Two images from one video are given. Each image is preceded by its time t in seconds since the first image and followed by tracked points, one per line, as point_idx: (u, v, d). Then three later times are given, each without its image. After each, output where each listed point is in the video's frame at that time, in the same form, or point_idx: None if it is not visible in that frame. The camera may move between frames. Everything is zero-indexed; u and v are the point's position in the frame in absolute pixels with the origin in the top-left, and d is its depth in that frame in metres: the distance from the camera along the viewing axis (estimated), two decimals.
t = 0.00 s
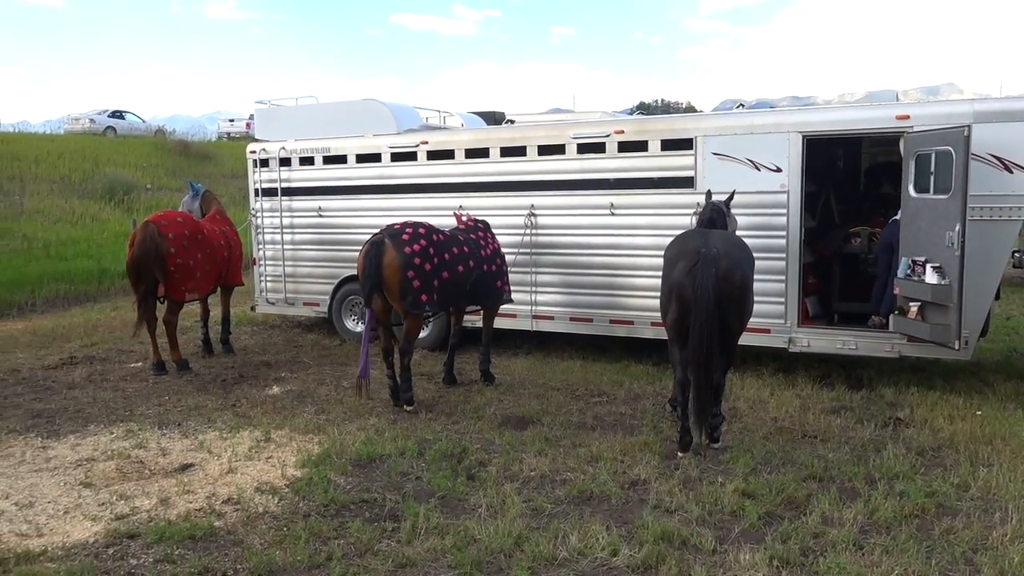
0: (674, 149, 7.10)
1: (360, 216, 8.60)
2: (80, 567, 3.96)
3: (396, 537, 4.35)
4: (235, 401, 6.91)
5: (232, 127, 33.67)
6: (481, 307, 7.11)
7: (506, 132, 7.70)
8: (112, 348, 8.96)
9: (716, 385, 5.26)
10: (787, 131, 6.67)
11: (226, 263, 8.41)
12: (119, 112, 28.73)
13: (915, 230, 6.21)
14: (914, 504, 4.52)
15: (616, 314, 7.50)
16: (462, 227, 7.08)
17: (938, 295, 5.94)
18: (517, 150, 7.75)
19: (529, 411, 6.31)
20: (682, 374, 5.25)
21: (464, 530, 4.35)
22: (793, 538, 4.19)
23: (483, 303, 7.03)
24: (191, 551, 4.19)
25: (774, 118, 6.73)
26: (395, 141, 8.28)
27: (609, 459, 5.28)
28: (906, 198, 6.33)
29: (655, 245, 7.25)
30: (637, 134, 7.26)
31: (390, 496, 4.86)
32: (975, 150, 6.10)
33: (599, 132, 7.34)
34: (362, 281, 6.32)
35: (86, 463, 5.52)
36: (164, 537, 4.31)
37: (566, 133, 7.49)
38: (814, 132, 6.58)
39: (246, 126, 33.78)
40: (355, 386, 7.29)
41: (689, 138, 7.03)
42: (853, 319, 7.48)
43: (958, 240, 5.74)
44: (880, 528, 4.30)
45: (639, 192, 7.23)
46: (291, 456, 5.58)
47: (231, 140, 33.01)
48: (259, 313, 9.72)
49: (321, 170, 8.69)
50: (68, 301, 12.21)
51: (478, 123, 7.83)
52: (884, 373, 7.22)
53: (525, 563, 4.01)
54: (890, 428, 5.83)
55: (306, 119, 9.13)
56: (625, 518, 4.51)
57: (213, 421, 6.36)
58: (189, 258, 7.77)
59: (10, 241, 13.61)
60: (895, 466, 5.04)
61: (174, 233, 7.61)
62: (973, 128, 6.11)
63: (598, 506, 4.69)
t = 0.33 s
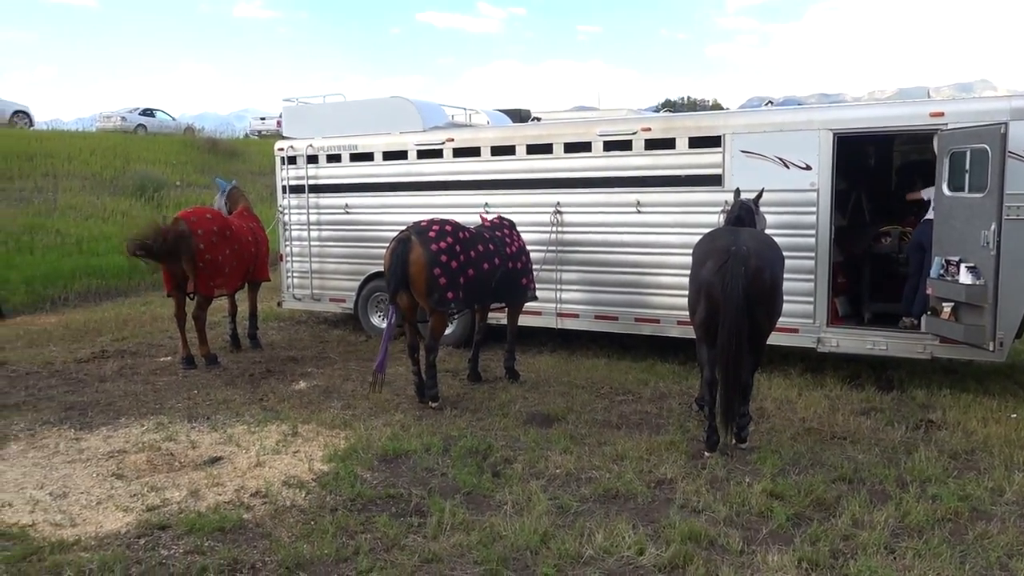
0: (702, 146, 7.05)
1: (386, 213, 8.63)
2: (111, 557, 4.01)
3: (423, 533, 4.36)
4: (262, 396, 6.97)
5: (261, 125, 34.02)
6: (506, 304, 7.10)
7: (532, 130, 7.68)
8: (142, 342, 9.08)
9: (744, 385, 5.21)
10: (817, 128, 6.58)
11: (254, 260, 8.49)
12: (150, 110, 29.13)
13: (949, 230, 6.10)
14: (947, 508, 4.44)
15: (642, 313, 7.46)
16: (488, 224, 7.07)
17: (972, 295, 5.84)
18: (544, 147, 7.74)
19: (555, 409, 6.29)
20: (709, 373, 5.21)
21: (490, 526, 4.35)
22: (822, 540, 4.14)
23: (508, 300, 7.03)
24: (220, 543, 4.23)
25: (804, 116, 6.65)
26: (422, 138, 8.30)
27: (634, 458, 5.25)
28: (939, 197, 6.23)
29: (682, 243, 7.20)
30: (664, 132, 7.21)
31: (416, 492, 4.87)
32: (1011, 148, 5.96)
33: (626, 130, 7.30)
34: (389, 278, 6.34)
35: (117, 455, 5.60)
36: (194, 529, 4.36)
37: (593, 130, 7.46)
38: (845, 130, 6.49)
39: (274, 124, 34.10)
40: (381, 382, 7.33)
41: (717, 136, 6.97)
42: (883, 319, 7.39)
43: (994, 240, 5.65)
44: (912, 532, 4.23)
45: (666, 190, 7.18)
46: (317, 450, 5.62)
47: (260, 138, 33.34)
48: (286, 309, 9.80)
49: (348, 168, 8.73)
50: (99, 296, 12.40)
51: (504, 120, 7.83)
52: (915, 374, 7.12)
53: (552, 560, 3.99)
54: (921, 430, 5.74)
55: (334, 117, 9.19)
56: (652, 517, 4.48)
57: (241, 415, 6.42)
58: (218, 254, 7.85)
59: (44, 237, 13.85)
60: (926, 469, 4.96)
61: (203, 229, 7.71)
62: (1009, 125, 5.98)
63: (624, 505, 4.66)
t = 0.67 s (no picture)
0: (731, 141, 6.99)
1: (413, 208, 8.67)
2: (143, 547, 4.07)
3: (450, 527, 4.38)
4: (290, 389, 7.04)
5: (289, 121, 34.30)
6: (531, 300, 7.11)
7: (559, 126, 7.67)
8: (172, 335, 9.20)
9: (773, 383, 5.17)
10: (849, 124, 6.50)
11: (280, 254, 8.56)
12: (180, 106, 29.48)
13: (983, 227, 5.99)
14: (981, 510, 4.38)
15: (668, 309, 7.42)
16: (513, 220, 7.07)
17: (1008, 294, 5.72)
18: (571, 143, 7.72)
19: (581, 405, 6.29)
20: (739, 371, 5.17)
21: (517, 522, 4.36)
22: (853, 539, 4.10)
23: (534, 296, 7.03)
24: (249, 535, 4.28)
25: (835, 111, 6.57)
26: (449, 133, 8.31)
27: (662, 455, 5.23)
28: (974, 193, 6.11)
29: (711, 239, 7.14)
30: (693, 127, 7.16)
31: (443, 486, 4.89)
32: None
33: (654, 125, 7.26)
34: (417, 273, 6.36)
35: (149, 446, 5.69)
36: (224, 521, 4.41)
37: (620, 126, 7.43)
38: (877, 125, 6.40)
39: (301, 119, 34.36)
40: (408, 377, 7.37)
41: (746, 131, 6.91)
42: (915, 317, 7.28)
43: None
44: (944, 533, 4.17)
45: (694, 186, 7.14)
46: (345, 444, 5.66)
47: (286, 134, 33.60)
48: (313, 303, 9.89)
49: (375, 163, 8.78)
50: (130, 289, 12.58)
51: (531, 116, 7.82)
52: (947, 373, 7.02)
53: (579, 556, 3.98)
54: (953, 430, 5.66)
55: (361, 112, 9.24)
56: (680, 514, 4.47)
57: (269, 409, 6.49)
58: (247, 248, 7.93)
59: (76, 230, 14.07)
60: (960, 469, 4.88)
61: (233, 223, 7.80)
62: None
63: (651, 502, 4.65)
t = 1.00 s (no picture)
0: (755, 139, 6.94)
1: (434, 205, 8.69)
2: (168, 541, 4.11)
3: (471, 525, 4.38)
4: (312, 386, 7.09)
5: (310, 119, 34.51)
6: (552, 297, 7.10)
7: (581, 124, 7.67)
8: (195, 331, 9.29)
9: (798, 382, 5.13)
10: (875, 120, 6.43)
11: (301, 251, 8.62)
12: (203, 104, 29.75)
13: (1013, 225, 5.86)
14: (1009, 512, 4.32)
15: (691, 308, 7.38)
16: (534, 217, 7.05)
17: None
18: (593, 140, 7.70)
19: (603, 403, 6.28)
20: (763, 370, 5.13)
21: (539, 520, 4.35)
22: (879, 541, 4.05)
23: (555, 293, 7.02)
24: (272, 531, 4.31)
25: (861, 108, 6.50)
26: (470, 131, 8.32)
27: (684, 454, 5.21)
28: (1002, 191, 5.98)
29: (734, 237, 7.09)
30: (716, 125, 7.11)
31: (465, 484, 4.90)
32: None
33: (677, 123, 7.23)
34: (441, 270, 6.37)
35: (173, 441, 5.75)
36: (247, 516, 4.44)
37: (643, 123, 7.41)
38: (904, 123, 6.32)
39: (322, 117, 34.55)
40: (429, 374, 7.39)
41: (770, 129, 6.86)
42: (940, 316, 7.18)
43: None
44: (972, 536, 4.11)
45: (717, 185, 7.10)
46: (367, 441, 5.69)
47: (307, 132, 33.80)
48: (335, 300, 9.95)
49: (397, 160, 8.83)
50: (154, 285, 12.72)
51: (553, 114, 7.83)
52: (974, 374, 6.93)
53: (601, 556, 3.97)
54: (981, 431, 5.59)
55: (383, 110, 9.29)
56: (702, 514, 4.45)
57: (291, 405, 6.53)
58: (270, 245, 7.99)
59: (101, 227, 14.24)
60: (987, 471, 4.81)
61: (257, 220, 7.85)
62: None
63: (674, 501, 4.63)
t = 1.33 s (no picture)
0: (769, 135, 6.89)
1: (447, 202, 8.69)
2: (182, 536, 4.13)
3: (483, 521, 4.38)
4: (324, 381, 7.11)
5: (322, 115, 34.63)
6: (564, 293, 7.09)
7: (594, 120, 7.65)
8: (208, 326, 9.34)
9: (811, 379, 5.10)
10: (891, 117, 6.37)
11: (313, 246, 8.65)
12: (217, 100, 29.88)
13: None
14: None
15: (703, 305, 7.35)
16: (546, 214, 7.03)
17: None
18: (605, 136, 7.68)
19: (615, 400, 6.28)
20: (776, 367, 5.11)
21: (551, 517, 4.34)
22: (894, 540, 4.02)
23: (567, 290, 7.02)
24: (285, 526, 4.32)
25: (876, 105, 6.44)
26: (482, 127, 8.32)
27: (697, 452, 5.19)
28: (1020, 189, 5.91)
29: (747, 234, 7.05)
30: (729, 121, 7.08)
31: (476, 480, 4.90)
32: None
33: (690, 119, 7.20)
34: (453, 266, 6.38)
35: (186, 436, 5.77)
36: (260, 511, 4.46)
37: (656, 120, 7.38)
38: (921, 119, 6.26)
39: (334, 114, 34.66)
40: (440, 370, 7.40)
41: (785, 125, 6.82)
42: (954, 315, 7.11)
43: None
44: (988, 537, 4.07)
45: (730, 182, 7.06)
46: (379, 437, 5.70)
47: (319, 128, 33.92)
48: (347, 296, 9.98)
49: (410, 157, 8.84)
50: (167, 281, 12.78)
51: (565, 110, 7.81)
52: (990, 373, 6.87)
53: (614, 553, 3.96)
54: (996, 431, 5.54)
55: (396, 106, 9.30)
56: (715, 512, 4.43)
57: (304, 400, 6.55)
58: (283, 241, 8.01)
59: (115, 222, 14.33)
60: (1003, 471, 4.77)
61: (269, 216, 7.87)
62: None
63: (686, 499, 4.61)
